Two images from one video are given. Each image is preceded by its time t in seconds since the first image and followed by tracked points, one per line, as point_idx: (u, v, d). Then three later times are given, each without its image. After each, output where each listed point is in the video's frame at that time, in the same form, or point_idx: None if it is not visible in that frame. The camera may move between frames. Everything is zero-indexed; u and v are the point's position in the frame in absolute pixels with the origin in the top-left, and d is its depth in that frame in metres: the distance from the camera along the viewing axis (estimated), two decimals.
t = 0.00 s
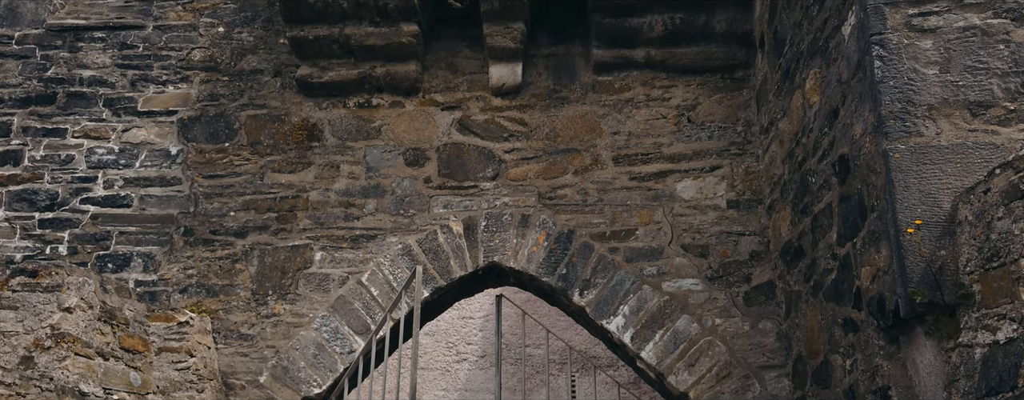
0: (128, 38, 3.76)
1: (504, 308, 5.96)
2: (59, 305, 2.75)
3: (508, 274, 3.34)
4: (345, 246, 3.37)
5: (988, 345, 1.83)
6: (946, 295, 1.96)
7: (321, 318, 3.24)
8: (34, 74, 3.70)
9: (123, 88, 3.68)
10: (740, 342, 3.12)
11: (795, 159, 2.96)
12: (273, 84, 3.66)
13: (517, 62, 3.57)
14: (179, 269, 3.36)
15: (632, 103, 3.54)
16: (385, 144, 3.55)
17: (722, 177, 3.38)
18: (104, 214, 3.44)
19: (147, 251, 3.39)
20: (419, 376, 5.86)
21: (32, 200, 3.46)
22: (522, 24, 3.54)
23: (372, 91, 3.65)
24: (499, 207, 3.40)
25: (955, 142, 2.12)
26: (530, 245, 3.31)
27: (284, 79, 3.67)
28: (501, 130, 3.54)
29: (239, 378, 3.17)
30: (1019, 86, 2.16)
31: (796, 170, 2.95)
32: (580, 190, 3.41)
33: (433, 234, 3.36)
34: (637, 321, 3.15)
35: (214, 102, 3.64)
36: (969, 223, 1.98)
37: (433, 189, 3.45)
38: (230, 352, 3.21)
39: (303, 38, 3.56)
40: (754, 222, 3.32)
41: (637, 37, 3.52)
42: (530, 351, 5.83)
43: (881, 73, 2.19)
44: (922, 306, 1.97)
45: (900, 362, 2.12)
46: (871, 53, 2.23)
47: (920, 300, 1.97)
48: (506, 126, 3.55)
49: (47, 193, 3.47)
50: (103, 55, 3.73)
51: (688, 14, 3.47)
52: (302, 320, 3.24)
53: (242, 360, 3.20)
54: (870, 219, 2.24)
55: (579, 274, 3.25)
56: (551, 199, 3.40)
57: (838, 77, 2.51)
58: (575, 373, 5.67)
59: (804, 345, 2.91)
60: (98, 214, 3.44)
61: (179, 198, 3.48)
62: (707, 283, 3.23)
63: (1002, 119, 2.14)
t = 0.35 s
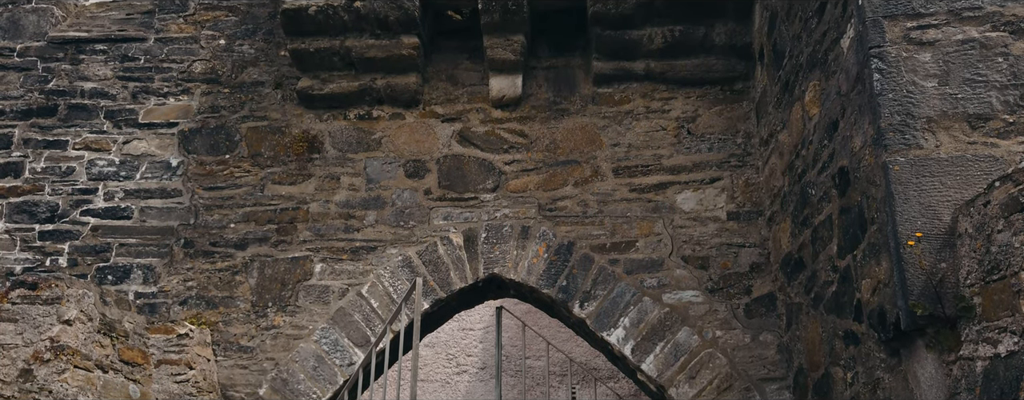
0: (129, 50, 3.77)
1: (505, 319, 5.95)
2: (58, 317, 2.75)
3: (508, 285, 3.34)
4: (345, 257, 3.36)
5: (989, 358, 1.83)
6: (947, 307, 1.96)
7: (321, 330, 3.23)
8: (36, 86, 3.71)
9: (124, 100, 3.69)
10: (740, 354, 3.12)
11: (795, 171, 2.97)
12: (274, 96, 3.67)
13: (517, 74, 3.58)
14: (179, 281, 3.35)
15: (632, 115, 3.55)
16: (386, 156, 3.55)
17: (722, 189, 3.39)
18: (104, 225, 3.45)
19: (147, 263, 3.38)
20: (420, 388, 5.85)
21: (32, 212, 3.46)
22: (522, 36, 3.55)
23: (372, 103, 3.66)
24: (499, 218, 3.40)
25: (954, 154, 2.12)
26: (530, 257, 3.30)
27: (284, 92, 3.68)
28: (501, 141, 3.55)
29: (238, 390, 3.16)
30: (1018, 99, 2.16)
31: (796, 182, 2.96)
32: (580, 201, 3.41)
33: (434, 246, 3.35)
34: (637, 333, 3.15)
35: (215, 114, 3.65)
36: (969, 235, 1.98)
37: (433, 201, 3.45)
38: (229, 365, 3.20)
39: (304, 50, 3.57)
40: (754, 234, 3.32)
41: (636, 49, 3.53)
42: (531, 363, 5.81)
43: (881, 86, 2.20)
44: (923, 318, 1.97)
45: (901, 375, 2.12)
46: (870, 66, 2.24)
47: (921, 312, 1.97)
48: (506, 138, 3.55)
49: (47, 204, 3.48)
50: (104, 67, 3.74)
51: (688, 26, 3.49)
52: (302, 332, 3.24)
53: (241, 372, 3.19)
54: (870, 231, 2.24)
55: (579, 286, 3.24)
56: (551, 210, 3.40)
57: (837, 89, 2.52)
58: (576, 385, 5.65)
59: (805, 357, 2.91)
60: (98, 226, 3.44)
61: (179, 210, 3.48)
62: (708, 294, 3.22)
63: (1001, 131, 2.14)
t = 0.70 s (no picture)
0: (130, 62, 3.78)
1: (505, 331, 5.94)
2: (58, 329, 2.75)
3: (508, 297, 3.33)
4: (345, 269, 3.36)
5: (990, 371, 1.83)
6: (947, 320, 1.96)
7: (321, 342, 3.22)
8: (37, 98, 3.72)
9: (125, 112, 3.70)
10: (741, 366, 3.11)
11: (795, 183, 2.97)
12: (274, 108, 3.68)
13: (517, 86, 3.59)
14: (178, 293, 3.35)
15: (632, 127, 3.55)
16: (386, 168, 3.56)
17: (722, 200, 3.39)
18: (104, 237, 3.45)
19: (147, 275, 3.38)
20: None
21: (32, 223, 3.47)
22: (522, 48, 3.56)
23: (373, 115, 3.66)
24: (499, 230, 3.40)
25: (954, 167, 2.13)
26: (530, 269, 3.30)
27: (285, 103, 3.69)
28: (501, 153, 3.55)
29: None
30: (1016, 112, 2.17)
31: (796, 194, 2.96)
32: (580, 213, 3.41)
33: (434, 258, 3.35)
34: (637, 345, 3.14)
35: (215, 126, 3.66)
36: (969, 248, 1.98)
37: (433, 213, 3.46)
38: (229, 377, 3.20)
39: (304, 62, 3.58)
40: (754, 246, 3.32)
41: (636, 61, 3.54)
42: (531, 375, 5.80)
43: (880, 99, 2.21)
44: (923, 331, 1.97)
45: (902, 388, 2.12)
46: (869, 79, 2.24)
47: (921, 325, 1.97)
48: (506, 149, 3.56)
49: (47, 216, 3.48)
50: (105, 79, 3.75)
51: (687, 39, 3.50)
52: (301, 344, 3.23)
53: (241, 384, 3.18)
54: (870, 243, 2.24)
55: (580, 298, 3.24)
56: (551, 222, 3.40)
57: (836, 102, 2.53)
58: (576, 397, 5.64)
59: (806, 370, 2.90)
60: (98, 238, 3.44)
61: (179, 221, 3.48)
62: (708, 306, 3.22)
63: (1000, 144, 2.15)
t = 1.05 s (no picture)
0: (131, 75, 3.80)
1: (505, 342, 5.94)
2: (57, 342, 2.74)
3: (508, 309, 3.33)
4: (345, 281, 3.36)
5: (991, 384, 1.83)
6: (947, 332, 1.96)
7: (321, 354, 3.22)
8: (38, 110, 3.73)
9: (126, 124, 3.70)
10: (742, 379, 3.11)
11: (795, 195, 2.97)
12: (275, 120, 3.69)
13: (517, 98, 3.60)
14: (178, 305, 3.34)
15: (632, 139, 3.56)
16: (386, 179, 3.56)
17: (722, 212, 3.39)
18: (104, 249, 3.45)
19: (147, 286, 3.38)
20: None
21: (32, 235, 3.47)
22: (522, 60, 3.57)
23: (373, 127, 3.67)
24: (499, 242, 3.40)
25: (953, 179, 2.13)
26: (530, 281, 3.30)
27: (286, 115, 3.70)
28: (501, 165, 3.56)
29: None
30: (1016, 124, 2.18)
31: (796, 205, 2.96)
32: (580, 225, 3.41)
33: (434, 269, 3.35)
34: (638, 357, 3.14)
35: (216, 138, 3.67)
36: (969, 260, 1.98)
37: (433, 224, 3.46)
38: (228, 389, 3.19)
39: (305, 74, 3.59)
40: (754, 257, 3.32)
41: (636, 73, 3.55)
42: (531, 387, 5.79)
43: (879, 111, 2.21)
44: (924, 344, 1.97)
45: None
46: (868, 91, 2.25)
47: (921, 338, 1.97)
48: (506, 161, 3.56)
49: (47, 228, 3.48)
50: (107, 91, 3.76)
51: (687, 51, 3.52)
52: (301, 356, 3.23)
53: (240, 397, 3.17)
54: (870, 255, 2.24)
55: (580, 310, 3.23)
56: (551, 234, 3.40)
57: (835, 114, 2.53)
58: None
59: (807, 381, 2.89)
60: (98, 250, 3.44)
61: (179, 233, 3.48)
62: (709, 318, 3.21)
63: (999, 156, 2.15)
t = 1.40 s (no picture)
0: (132, 87, 3.81)
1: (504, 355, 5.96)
2: (55, 356, 2.74)
3: (508, 321, 3.32)
4: (344, 294, 3.35)
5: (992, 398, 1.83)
6: (948, 346, 1.95)
7: (321, 367, 3.21)
8: (38, 123, 3.74)
9: (126, 137, 3.71)
10: (742, 392, 3.10)
11: (794, 207, 2.97)
12: (275, 133, 3.70)
13: (517, 111, 3.60)
14: (177, 318, 3.34)
15: (631, 151, 3.56)
16: (386, 192, 3.56)
17: (722, 225, 3.39)
18: (104, 262, 3.44)
19: (146, 299, 3.37)
20: None
21: (32, 248, 3.47)
22: (522, 73, 3.59)
23: (373, 139, 3.68)
24: (499, 254, 3.39)
25: (952, 192, 2.13)
26: (530, 293, 3.29)
27: (286, 128, 3.71)
28: (501, 177, 3.56)
29: None
30: (1014, 138, 2.18)
31: (795, 218, 2.96)
32: (580, 237, 3.41)
33: (434, 282, 3.35)
34: (638, 370, 3.13)
35: (216, 151, 3.67)
36: (969, 274, 1.98)
37: (433, 237, 3.45)
38: None
39: (305, 87, 3.60)
40: (754, 270, 3.31)
41: (636, 86, 3.56)
42: None
43: (877, 124, 2.22)
44: (925, 357, 1.96)
45: None
46: (866, 104, 2.26)
47: (922, 351, 1.96)
48: (506, 173, 3.57)
49: (47, 241, 3.48)
50: (107, 104, 3.77)
51: (686, 63, 3.53)
52: (301, 369, 3.22)
53: None
54: (869, 269, 2.24)
55: (579, 322, 3.23)
56: (551, 246, 3.39)
57: (834, 127, 2.54)
58: None
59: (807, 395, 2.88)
60: (98, 262, 3.44)
61: (178, 245, 3.48)
62: (709, 331, 3.21)
63: (998, 170, 2.15)
